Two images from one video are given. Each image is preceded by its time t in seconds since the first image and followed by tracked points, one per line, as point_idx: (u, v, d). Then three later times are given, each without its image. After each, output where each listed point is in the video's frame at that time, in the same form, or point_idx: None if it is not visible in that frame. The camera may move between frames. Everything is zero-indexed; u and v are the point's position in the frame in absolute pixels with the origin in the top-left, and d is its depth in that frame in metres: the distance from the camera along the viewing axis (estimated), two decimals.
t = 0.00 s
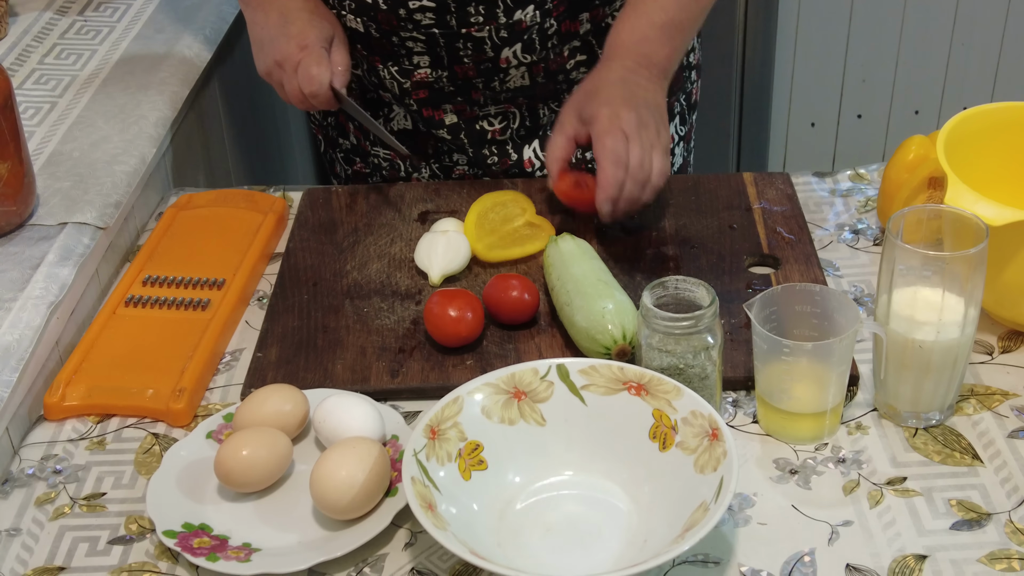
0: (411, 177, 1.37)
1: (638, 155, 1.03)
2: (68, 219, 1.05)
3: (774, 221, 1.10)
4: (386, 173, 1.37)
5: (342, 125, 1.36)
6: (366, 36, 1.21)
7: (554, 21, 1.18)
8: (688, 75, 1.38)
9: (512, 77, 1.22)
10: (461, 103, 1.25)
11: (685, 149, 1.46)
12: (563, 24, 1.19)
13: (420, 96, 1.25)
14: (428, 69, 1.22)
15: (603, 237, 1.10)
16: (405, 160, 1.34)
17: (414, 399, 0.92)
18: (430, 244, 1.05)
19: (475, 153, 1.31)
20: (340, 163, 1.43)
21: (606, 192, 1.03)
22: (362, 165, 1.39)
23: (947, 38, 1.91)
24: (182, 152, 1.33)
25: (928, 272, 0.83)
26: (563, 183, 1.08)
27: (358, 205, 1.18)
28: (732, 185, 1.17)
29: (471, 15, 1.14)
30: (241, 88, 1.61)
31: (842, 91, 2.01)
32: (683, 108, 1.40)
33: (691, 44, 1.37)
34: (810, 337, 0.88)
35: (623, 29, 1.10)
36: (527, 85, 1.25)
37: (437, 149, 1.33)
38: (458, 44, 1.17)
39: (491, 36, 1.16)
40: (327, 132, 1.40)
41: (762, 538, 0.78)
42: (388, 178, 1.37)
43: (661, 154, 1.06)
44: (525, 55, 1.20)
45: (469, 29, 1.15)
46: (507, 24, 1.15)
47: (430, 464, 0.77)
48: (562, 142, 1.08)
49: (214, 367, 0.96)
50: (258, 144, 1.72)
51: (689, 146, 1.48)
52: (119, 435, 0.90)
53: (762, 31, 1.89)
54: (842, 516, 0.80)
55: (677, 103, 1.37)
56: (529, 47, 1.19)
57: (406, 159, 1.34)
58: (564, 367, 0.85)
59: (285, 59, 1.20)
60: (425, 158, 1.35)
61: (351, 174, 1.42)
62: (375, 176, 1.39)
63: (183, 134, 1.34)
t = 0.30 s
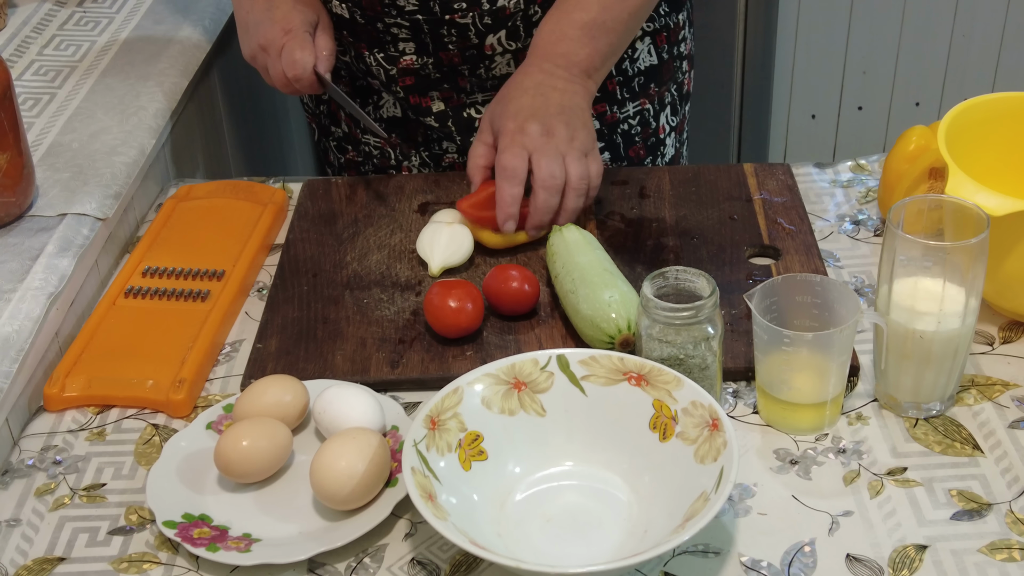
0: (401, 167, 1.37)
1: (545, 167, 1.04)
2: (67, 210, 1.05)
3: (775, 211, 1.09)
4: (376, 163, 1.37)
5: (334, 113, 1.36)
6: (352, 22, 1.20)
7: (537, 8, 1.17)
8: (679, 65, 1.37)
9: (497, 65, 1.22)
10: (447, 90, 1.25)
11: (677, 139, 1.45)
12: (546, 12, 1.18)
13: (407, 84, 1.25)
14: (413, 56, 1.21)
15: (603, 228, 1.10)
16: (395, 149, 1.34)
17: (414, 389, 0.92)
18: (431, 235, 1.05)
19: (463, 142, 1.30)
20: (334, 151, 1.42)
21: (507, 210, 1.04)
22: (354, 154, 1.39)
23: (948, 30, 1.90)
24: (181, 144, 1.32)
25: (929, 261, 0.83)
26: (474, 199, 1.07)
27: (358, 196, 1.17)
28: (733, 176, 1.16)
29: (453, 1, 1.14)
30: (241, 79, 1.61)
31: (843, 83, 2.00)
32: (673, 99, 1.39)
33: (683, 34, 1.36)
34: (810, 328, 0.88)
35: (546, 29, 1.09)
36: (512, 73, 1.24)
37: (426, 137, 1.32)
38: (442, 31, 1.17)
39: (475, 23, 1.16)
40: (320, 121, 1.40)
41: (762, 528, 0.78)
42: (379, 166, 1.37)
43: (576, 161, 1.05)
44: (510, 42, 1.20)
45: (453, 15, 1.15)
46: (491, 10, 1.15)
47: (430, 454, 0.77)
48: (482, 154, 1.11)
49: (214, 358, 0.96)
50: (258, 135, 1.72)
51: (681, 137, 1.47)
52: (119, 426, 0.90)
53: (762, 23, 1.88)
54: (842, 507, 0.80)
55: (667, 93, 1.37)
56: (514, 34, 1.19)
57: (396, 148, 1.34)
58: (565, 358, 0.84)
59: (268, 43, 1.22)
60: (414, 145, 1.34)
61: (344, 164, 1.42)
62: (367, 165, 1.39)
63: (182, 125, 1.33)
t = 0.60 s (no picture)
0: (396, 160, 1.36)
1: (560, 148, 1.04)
2: (70, 204, 1.05)
3: (777, 205, 1.09)
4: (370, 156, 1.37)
5: (330, 105, 1.35)
6: (342, 14, 1.19)
7: None
8: (674, 59, 1.37)
9: (488, 57, 1.22)
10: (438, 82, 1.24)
11: (672, 133, 1.45)
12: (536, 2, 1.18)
13: (398, 76, 1.24)
14: (403, 48, 1.21)
15: (606, 222, 1.10)
16: (389, 142, 1.34)
17: (417, 383, 0.92)
18: (434, 229, 1.05)
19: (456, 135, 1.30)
20: (331, 143, 1.41)
21: (524, 186, 1.05)
22: (350, 146, 1.38)
23: (950, 23, 1.90)
24: (183, 138, 1.32)
25: (932, 255, 0.83)
26: (489, 174, 1.07)
27: (361, 190, 1.17)
28: (735, 169, 1.16)
29: None
30: (242, 73, 1.60)
31: (844, 76, 2.00)
32: (669, 92, 1.39)
33: (678, 27, 1.36)
34: (813, 321, 0.88)
35: (558, 17, 1.09)
36: (503, 65, 1.24)
37: (419, 129, 1.32)
38: (432, 22, 1.17)
39: (465, 14, 1.16)
40: (317, 112, 1.39)
41: (765, 521, 0.79)
42: (374, 159, 1.37)
43: (588, 143, 1.06)
44: (500, 34, 1.19)
45: (442, 7, 1.15)
46: (480, 2, 1.15)
47: (433, 448, 0.77)
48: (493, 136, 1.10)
49: (217, 352, 0.96)
50: (259, 129, 1.72)
51: (676, 131, 1.47)
52: (123, 420, 0.90)
53: (764, 16, 1.88)
54: (845, 500, 0.80)
55: (662, 87, 1.37)
56: (504, 26, 1.18)
57: (390, 141, 1.34)
58: (568, 351, 0.85)
59: (257, 34, 1.23)
60: (407, 138, 1.33)
61: (340, 156, 1.41)
62: (363, 158, 1.38)
63: (184, 119, 1.33)
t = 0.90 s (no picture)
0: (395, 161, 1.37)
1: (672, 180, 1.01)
2: (73, 203, 1.05)
3: (778, 205, 1.10)
4: (370, 157, 1.37)
5: (330, 106, 1.35)
6: (342, 15, 1.19)
7: None
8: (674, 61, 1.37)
9: (488, 58, 1.21)
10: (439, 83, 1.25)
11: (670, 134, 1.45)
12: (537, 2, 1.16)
13: (398, 76, 1.25)
14: (403, 49, 1.21)
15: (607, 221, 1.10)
16: (389, 142, 1.35)
17: (418, 382, 0.93)
18: (436, 229, 1.05)
19: (455, 135, 1.31)
20: (330, 145, 1.41)
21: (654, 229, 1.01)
22: (350, 146, 1.38)
23: (950, 21, 1.90)
24: (185, 137, 1.33)
25: (932, 255, 0.83)
26: (601, 210, 1.05)
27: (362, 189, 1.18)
28: (735, 169, 1.17)
29: None
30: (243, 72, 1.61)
31: (845, 75, 2.00)
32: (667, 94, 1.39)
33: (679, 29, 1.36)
34: (813, 321, 0.88)
35: (619, 44, 1.09)
36: (503, 66, 1.23)
37: (419, 130, 1.33)
38: (432, 23, 1.17)
39: (465, 14, 1.16)
40: (316, 113, 1.39)
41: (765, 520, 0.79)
42: (374, 160, 1.38)
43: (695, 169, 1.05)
44: (500, 35, 1.19)
45: (442, 7, 1.14)
46: (480, 3, 1.14)
47: (435, 447, 0.77)
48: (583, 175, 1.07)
49: (220, 351, 0.97)
50: (260, 127, 1.72)
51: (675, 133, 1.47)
52: (126, 419, 0.90)
53: (765, 14, 1.88)
54: (844, 499, 0.80)
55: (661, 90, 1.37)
56: (504, 27, 1.18)
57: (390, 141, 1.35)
58: (569, 351, 0.85)
59: (255, 34, 1.22)
60: (407, 138, 1.35)
61: (340, 157, 1.41)
62: (362, 158, 1.38)
63: (186, 118, 1.33)
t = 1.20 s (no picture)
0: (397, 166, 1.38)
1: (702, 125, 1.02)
2: (75, 204, 1.06)
3: (778, 205, 1.10)
4: (373, 161, 1.38)
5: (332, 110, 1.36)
6: (345, 18, 1.19)
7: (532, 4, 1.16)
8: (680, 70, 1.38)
9: (492, 62, 1.21)
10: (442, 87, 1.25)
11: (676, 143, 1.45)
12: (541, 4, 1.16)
13: (401, 80, 1.25)
14: (407, 52, 1.21)
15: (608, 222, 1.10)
16: (390, 148, 1.35)
17: (420, 382, 0.93)
18: (437, 229, 1.05)
19: (457, 140, 1.31)
20: (333, 149, 1.42)
21: (683, 171, 1.00)
22: (353, 151, 1.39)
23: (951, 20, 1.90)
24: (186, 137, 1.33)
25: (932, 256, 0.84)
26: (597, 215, 1.06)
27: (363, 189, 1.18)
28: (736, 169, 1.17)
29: None
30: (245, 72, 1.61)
31: (845, 73, 2.00)
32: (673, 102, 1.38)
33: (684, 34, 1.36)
34: (813, 322, 0.89)
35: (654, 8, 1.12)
36: (507, 70, 1.23)
37: (422, 136, 1.34)
38: (435, 27, 1.17)
39: (469, 19, 1.16)
40: (319, 117, 1.40)
41: (765, 520, 0.79)
42: (376, 164, 1.38)
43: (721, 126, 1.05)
44: (504, 39, 1.18)
45: (445, 11, 1.14)
46: (484, 6, 1.14)
47: (436, 447, 0.78)
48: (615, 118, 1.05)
49: (222, 351, 0.97)
50: (262, 127, 1.72)
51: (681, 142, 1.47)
52: (128, 419, 0.91)
53: (765, 14, 1.88)
54: (843, 499, 0.81)
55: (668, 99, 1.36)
56: (508, 31, 1.18)
57: (392, 147, 1.35)
58: (569, 351, 0.85)
59: (251, 31, 1.21)
60: (409, 145, 1.35)
61: (343, 161, 1.41)
62: (365, 163, 1.39)
63: (187, 118, 1.34)
